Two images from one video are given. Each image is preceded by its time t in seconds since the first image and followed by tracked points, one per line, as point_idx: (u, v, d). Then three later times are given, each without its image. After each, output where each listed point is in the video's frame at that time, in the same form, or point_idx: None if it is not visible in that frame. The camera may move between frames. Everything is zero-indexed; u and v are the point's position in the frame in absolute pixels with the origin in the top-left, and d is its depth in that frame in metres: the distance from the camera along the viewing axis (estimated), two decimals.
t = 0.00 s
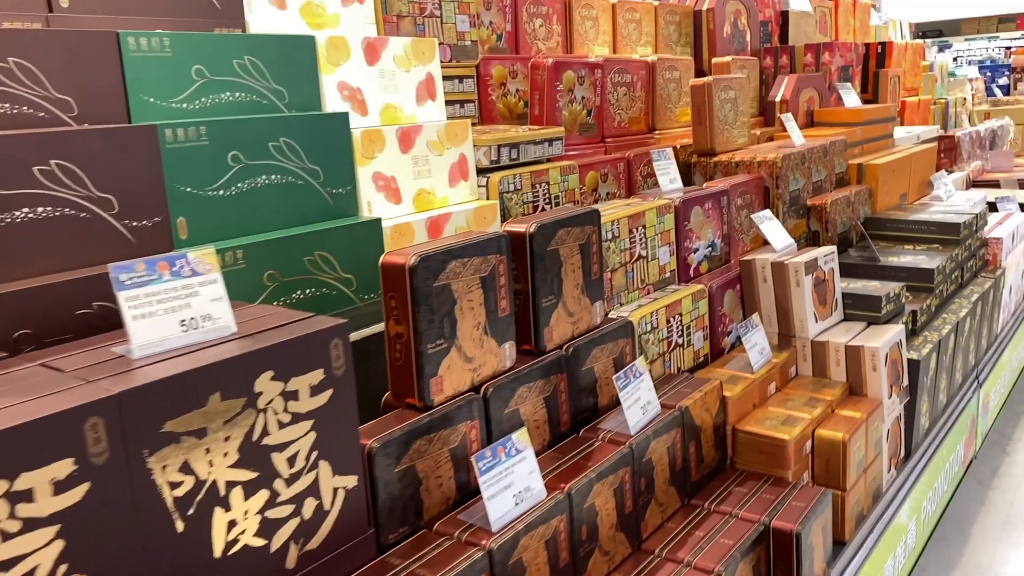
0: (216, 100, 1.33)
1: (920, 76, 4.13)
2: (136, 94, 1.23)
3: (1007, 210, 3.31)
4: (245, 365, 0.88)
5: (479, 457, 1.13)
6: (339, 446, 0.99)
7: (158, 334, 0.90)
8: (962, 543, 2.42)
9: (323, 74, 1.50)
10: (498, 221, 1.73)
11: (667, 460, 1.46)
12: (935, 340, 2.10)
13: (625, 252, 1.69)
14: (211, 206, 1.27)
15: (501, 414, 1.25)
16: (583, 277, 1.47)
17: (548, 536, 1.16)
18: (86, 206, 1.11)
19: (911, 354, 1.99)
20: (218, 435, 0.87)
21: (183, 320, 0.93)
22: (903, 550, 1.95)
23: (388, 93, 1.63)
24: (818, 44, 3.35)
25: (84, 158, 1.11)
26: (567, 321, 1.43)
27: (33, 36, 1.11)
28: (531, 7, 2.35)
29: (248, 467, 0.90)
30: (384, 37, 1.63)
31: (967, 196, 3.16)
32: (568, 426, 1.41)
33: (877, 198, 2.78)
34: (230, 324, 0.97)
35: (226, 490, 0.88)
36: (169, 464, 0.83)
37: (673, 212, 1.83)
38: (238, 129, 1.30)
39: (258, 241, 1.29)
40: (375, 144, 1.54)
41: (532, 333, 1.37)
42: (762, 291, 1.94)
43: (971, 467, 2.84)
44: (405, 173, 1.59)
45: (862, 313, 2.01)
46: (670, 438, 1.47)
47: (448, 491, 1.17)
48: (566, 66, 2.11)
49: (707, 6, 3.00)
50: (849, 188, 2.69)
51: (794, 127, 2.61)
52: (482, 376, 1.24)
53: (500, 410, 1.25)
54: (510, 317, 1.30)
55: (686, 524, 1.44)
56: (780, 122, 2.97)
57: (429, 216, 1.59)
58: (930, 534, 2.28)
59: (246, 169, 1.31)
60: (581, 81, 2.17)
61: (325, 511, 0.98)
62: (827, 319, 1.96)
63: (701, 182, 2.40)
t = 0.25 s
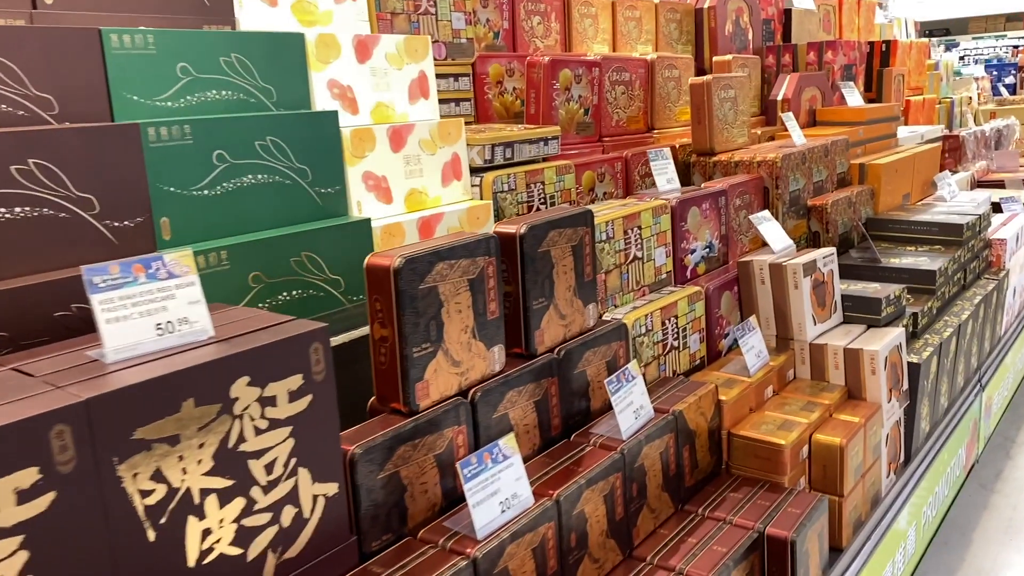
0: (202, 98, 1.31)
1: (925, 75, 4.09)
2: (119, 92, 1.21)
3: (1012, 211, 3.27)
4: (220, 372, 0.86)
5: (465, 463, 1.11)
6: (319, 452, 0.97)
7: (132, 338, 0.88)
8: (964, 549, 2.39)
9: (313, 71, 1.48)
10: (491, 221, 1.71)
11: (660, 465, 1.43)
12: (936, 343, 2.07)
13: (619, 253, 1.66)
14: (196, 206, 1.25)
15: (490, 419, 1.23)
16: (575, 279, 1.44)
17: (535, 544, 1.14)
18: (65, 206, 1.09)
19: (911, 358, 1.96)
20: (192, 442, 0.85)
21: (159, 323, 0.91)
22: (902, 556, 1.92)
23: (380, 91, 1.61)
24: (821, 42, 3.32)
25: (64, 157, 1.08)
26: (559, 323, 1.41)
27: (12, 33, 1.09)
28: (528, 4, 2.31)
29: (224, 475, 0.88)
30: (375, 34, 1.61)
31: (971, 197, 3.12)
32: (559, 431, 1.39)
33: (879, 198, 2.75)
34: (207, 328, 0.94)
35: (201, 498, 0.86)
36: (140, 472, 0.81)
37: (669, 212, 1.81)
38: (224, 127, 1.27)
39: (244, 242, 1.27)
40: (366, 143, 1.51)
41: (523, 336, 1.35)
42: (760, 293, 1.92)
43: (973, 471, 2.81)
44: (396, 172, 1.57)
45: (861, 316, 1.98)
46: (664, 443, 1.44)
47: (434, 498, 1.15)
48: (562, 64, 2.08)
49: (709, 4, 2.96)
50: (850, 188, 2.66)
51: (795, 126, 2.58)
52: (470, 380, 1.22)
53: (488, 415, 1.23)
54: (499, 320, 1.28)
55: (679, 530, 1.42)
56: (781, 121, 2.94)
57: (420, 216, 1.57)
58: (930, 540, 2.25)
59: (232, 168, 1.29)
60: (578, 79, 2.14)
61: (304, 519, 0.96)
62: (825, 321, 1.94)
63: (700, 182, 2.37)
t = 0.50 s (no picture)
0: (186, 96, 1.29)
1: (930, 74, 4.05)
2: (100, 90, 1.19)
3: (1016, 212, 3.23)
4: (191, 377, 0.84)
5: (448, 470, 1.08)
6: (296, 460, 0.95)
7: (103, 342, 0.86)
8: (964, 555, 2.36)
9: (301, 69, 1.46)
10: (483, 222, 1.68)
11: (652, 471, 1.41)
12: (936, 346, 2.04)
13: (613, 255, 1.64)
14: (178, 206, 1.23)
15: (476, 425, 1.21)
16: (567, 281, 1.42)
17: (520, 553, 1.12)
18: (41, 206, 1.07)
19: (911, 362, 1.93)
20: (162, 449, 0.82)
21: (131, 327, 0.88)
22: (900, 563, 1.89)
23: (370, 89, 1.58)
24: (824, 41, 3.28)
25: (40, 156, 1.06)
26: (550, 327, 1.38)
27: None
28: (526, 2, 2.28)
29: (195, 483, 0.85)
30: (365, 32, 1.59)
31: (975, 198, 3.09)
32: (549, 436, 1.37)
33: (881, 199, 2.71)
34: (181, 332, 0.92)
35: (171, 507, 0.84)
36: (107, 481, 0.78)
37: (665, 213, 1.78)
38: (207, 126, 1.25)
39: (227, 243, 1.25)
40: (354, 142, 1.49)
41: (512, 339, 1.33)
42: (758, 295, 1.89)
43: (976, 475, 2.77)
44: (386, 171, 1.55)
45: (860, 319, 1.95)
46: (655, 449, 1.41)
47: (417, 505, 1.12)
48: (559, 62, 2.06)
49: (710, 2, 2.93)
50: (852, 188, 2.62)
51: (796, 126, 2.55)
52: (455, 385, 1.20)
53: (474, 420, 1.20)
54: (487, 323, 1.25)
55: (670, 538, 1.39)
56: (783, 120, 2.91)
57: (410, 216, 1.55)
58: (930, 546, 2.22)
59: (216, 168, 1.27)
60: (575, 78, 2.11)
61: (280, 528, 0.94)
62: (824, 324, 1.91)
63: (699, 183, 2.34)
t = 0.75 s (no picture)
0: (173, 95, 1.27)
1: (934, 74, 4.02)
2: (84, 89, 1.17)
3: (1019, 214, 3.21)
4: (167, 383, 0.82)
5: (434, 477, 1.07)
6: (276, 466, 0.93)
7: (79, 346, 0.84)
8: (964, 560, 2.33)
9: (291, 68, 1.44)
10: (476, 222, 1.66)
11: (644, 477, 1.39)
12: (936, 350, 2.01)
13: (607, 257, 1.62)
14: (163, 206, 1.21)
15: (464, 430, 1.19)
16: (559, 283, 1.40)
17: (507, 561, 1.10)
18: (22, 207, 1.06)
19: (910, 366, 1.91)
20: (136, 456, 0.81)
21: (107, 331, 0.87)
22: (898, 570, 1.87)
23: (362, 88, 1.57)
24: (826, 40, 3.25)
25: (21, 156, 1.05)
26: (541, 330, 1.36)
27: None
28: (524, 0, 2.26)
29: (171, 490, 0.84)
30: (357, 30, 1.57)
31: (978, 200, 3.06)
32: (539, 441, 1.35)
33: (882, 200, 2.69)
34: (159, 335, 0.91)
35: (145, 515, 0.82)
36: (78, 488, 0.77)
37: (661, 215, 1.76)
38: (193, 125, 1.23)
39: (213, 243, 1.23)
40: (345, 141, 1.47)
41: (502, 343, 1.31)
42: (755, 298, 1.87)
43: (977, 480, 2.75)
44: (377, 171, 1.53)
45: (859, 322, 1.93)
46: (648, 454, 1.39)
47: (402, 512, 1.11)
48: (556, 61, 2.04)
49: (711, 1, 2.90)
50: (853, 190, 2.60)
51: (796, 126, 2.52)
52: (443, 390, 1.18)
53: (462, 425, 1.18)
54: (476, 326, 1.23)
55: (662, 545, 1.37)
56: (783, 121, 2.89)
57: (401, 217, 1.53)
58: (929, 551, 2.20)
59: (202, 168, 1.25)
60: (573, 77, 2.09)
61: (260, 535, 0.92)
62: (822, 328, 1.89)
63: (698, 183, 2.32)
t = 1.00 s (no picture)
0: (156, 93, 1.25)
1: (937, 74, 3.98)
2: (64, 86, 1.15)
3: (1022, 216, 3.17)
4: (137, 387, 0.80)
5: (416, 483, 1.04)
6: (252, 472, 0.91)
7: (47, 349, 0.82)
8: (963, 566, 2.31)
9: (279, 66, 1.42)
10: (467, 222, 1.64)
11: (634, 483, 1.37)
12: (935, 354, 1.99)
13: (600, 258, 1.59)
14: (144, 205, 1.19)
15: (449, 435, 1.17)
16: (548, 285, 1.37)
17: (490, 569, 1.08)
18: None
19: (908, 370, 1.88)
20: (104, 462, 0.79)
21: (78, 333, 0.85)
22: None
23: (351, 86, 1.55)
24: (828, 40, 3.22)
25: None
26: (530, 332, 1.34)
27: None
28: None
29: (142, 497, 0.82)
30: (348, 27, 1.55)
31: (980, 201, 3.02)
32: (528, 445, 1.33)
33: (882, 201, 2.66)
34: (134, 338, 0.88)
35: (114, 522, 0.80)
36: (43, 495, 0.75)
37: (656, 215, 1.74)
38: (176, 123, 1.22)
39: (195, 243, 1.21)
40: (333, 140, 1.45)
41: (490, 346, 1.29)
42: (751, 300, 1.84)
43: (977, 484, 2.72)
44: (366, 170, 1.51)
45: (856, 326, 1.90)
46: (638, 459, 1.37)
47: (384, 518, 1.09)
48: (551, 59, 2.01)
49: None
50: (852, 191, 2.57)
51: (795, 126, 2.50)
52: (428, 394, 1.16)
53: (447, 429, 1.16)
54: (463, 328, 1.21)
55: (652, 551, 1.35)
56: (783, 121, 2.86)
57: (390, 217, 1.51)
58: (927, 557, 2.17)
59: (184, 166, 1.23)
60: (568, 76, 2.07)
61: (235, 543, 0.90)
62: (818, 331, 1.86)
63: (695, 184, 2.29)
